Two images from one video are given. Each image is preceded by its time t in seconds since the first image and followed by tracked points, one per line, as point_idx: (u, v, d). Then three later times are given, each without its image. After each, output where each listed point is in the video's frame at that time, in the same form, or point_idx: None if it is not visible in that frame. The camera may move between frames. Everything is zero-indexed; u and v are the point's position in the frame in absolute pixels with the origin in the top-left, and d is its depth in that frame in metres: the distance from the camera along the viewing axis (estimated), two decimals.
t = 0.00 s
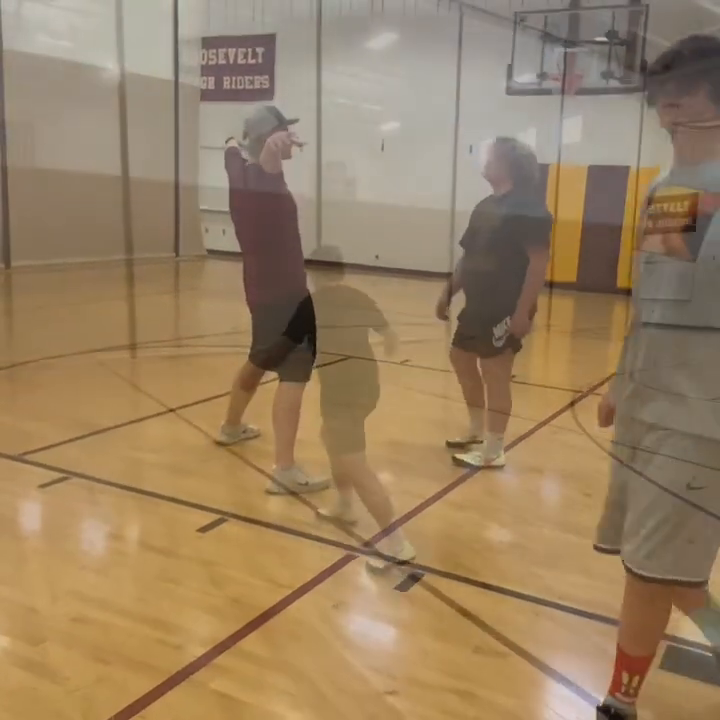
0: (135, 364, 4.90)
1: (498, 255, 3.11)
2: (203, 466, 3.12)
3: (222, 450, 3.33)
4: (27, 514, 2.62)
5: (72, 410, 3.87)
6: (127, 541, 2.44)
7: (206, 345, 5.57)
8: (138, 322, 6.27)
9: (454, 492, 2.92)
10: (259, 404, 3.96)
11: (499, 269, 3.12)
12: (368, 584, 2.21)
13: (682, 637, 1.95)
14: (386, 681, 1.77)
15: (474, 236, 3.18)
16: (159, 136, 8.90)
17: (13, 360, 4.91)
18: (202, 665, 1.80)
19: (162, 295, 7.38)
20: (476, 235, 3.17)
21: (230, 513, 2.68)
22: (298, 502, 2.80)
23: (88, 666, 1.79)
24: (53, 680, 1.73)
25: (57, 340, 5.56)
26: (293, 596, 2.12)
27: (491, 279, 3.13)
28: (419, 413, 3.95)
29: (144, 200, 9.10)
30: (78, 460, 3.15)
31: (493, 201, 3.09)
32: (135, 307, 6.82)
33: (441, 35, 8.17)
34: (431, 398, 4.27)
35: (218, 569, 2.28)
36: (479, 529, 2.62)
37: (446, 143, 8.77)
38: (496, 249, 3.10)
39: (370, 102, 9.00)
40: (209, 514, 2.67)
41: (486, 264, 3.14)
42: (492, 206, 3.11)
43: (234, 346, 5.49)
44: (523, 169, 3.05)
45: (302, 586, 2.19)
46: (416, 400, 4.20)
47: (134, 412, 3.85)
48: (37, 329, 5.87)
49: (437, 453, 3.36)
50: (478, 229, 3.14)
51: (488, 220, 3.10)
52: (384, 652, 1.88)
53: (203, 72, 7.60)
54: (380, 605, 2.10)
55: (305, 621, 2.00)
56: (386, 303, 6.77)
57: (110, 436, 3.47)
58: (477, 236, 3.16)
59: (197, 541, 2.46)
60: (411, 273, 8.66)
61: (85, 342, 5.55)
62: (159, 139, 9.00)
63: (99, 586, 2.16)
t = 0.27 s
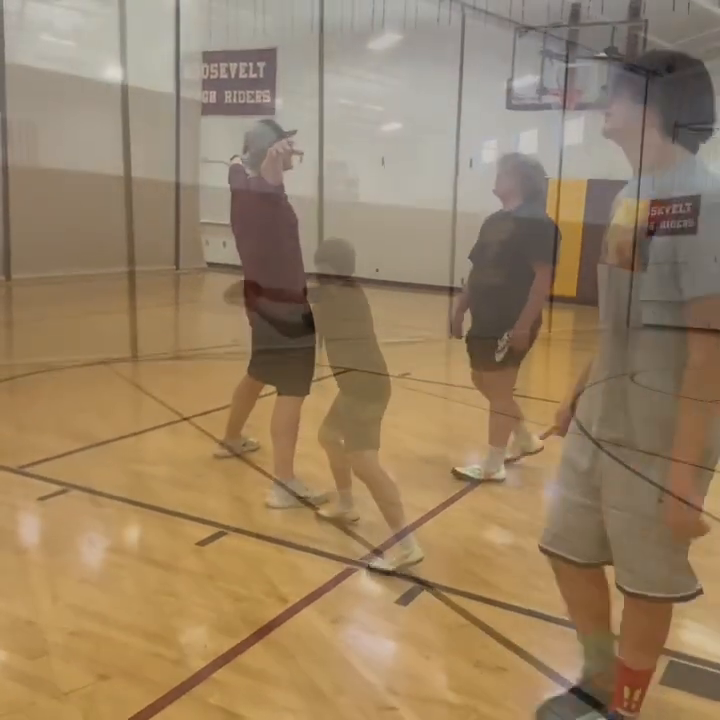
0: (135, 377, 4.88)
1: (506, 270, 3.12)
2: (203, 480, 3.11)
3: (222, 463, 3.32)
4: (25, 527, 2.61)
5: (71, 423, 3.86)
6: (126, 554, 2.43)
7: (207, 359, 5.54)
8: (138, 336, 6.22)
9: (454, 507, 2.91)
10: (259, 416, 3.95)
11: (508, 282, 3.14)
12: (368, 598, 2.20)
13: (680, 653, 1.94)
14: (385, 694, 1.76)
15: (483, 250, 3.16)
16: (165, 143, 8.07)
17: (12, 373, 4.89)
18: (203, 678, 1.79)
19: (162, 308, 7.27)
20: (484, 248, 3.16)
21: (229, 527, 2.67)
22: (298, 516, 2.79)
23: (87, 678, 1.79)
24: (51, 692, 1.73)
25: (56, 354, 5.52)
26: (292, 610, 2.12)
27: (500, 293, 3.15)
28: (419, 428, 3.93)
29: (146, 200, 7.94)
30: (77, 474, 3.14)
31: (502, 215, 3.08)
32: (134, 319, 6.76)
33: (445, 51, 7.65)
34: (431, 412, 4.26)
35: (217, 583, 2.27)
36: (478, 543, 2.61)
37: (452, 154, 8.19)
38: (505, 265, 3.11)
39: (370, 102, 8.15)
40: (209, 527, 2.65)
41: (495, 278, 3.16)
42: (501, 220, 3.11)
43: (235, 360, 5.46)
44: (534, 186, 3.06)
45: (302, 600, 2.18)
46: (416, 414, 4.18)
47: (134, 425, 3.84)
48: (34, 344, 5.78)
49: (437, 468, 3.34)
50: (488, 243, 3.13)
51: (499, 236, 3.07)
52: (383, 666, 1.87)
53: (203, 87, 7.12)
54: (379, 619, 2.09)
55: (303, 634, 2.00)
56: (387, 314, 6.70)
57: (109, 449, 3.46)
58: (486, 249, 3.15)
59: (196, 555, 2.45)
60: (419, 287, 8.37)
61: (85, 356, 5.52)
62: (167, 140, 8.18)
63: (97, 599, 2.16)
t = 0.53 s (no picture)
0: (137, 384, 4.88)
1: (514, 275, 3.22)
2: (204, 487, 3.11)
3: (222, 470, 3.33)
4: (26, 533, 2.61)
5: (72, 429, 3.86)
6: (127, 561, 2.43)
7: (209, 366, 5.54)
8: (139, 343, 6.21)
9: (454, 514, 2.91)
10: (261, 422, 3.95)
11: (515, 287, 3.22)
12: (368, 606, 2.19)
13: (680, 662, 1.93)
14: (384, 701, 1.76)
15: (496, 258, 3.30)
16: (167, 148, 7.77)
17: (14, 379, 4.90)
18: (203, 685, 1.79)
19: (163, 315, 7.25)
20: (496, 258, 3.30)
21: (230, 534, 2.67)
22: (298, 524, 2.79)
23: (86, 683, 1.79)
24: (51, 697, 1.73)
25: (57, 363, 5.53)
26: (293, 617, 2.11)
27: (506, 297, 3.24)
28: (420, 436, 3.93)
29: (150, 203, 7.61)
30: (78, 480, 3.14)
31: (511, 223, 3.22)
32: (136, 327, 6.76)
33: (446, 56, 7.52)
34: (431, 420, 4.25)
35: (217, 588, 2.27)
36: (479, 549, 2.60)
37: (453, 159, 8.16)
38: (512, 271, 3.22)
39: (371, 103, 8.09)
40: (210, 534, 2.65)
41: (504, 284, 3.25)
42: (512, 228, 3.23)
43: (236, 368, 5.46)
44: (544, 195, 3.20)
45: (303, 607, 2.18)
46: (418, 422, 4.18)
47: (135, 432, 3.84)
48: (35, 351, 5.75)
49: (439, 476, 3.34)
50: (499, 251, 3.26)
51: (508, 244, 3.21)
52: (382, 673, 1.87)
53: (206, 95, 7.04)
54: (379, 626, 2.09)
55: (303, 640, 2.00)
56: (389, 320, 6.67)
57: (111, 455, 3.46)
58: (498, 258, 3.28)
59: (196, 561, 2.45)
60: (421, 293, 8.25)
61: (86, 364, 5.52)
62: (168, 139, 7.85)
63: (97, 604, 2.16)
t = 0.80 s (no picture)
0: (138, 386, 4.88)
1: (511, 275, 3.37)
2: (205, 489, 3.11)
3: (223, 472, 3.32)
4: (27, 534, 2.61)
5: (74, 431, 3.86)
6: (128, 562, 2.44)
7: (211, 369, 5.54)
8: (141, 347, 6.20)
9: (456, 518, 2.90)
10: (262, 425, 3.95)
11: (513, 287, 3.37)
12: (369, 609, 2.19)
13: (681, 668, 1.92)
14: (384, 705, 1.76)
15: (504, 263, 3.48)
16: (170, 153, 7.59)
17: (15, 381, 4.89)
18: (203, 688, 1.79)
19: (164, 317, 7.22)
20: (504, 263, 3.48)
21: (231, 537, 2.67)
22: (299, 526, 2.79)
23: (87, 684, 1.79)
24: (51, 696, 1.74)
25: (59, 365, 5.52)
26: (294, 620, 2.11)
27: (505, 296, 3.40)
28: (421, 439, 3.93)
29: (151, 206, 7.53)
30: (79, 481, 3.14)
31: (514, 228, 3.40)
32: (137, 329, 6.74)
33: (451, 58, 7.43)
34: (432, 423, 4.25)
35: (217, 590, 2.27)
36: (480, 552, 2.60)
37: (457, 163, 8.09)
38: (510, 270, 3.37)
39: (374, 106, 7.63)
40: (210, 536, 2.66)
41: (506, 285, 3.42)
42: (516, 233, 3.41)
43: (238, 370, 5.45)
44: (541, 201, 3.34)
45: (304, 610, 2.17)
46: (419, 426, 4.18)
47: (137, 434, 3.84)
48: (35, 352, 5.75)
49: (440, 479, 3.34)
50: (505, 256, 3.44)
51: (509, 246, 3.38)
52: (382, 677, 1.86)
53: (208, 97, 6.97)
54: (379, 630, 2.08)
55: (303, 644, 1.99)
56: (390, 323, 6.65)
57: (112, 456, 3.46)
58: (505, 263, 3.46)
59: (196, 562, 2.45)
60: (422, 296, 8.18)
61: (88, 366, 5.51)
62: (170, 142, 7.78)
63: (98, 605, 2.17)
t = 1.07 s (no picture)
0: (140, 386, 4.89)
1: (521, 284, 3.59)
2: (206, 490, 3.12)
3: (224, 473, 3.33)
4: (29, 533, 2.63)
5: (75, 430, 3.87)
6: (130, 562, 2.45)
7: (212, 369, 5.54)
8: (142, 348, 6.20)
9: (455, 520, 2.91)
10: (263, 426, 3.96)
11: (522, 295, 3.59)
12: (369, 611, 2.20)
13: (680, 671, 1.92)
14: (384, 705, 1.76)
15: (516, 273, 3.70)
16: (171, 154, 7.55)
17: (18, 380, 4.90)
18: (203, 688, 1.79)
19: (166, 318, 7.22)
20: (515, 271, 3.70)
21: (232, 537, 2.68)
22: (300, 527, 2.80)
23: (90, 684, 1.80)
24: (54, 696, 1.74)
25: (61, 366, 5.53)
26: (294, 622, 2.11)
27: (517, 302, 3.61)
28: (422, 442, 3.94)
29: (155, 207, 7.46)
30: (81, 481, 3.15)
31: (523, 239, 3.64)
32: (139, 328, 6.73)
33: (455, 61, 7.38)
34: (433, 426, 4.26)
35: (218, 591, 2.28)
36: (479, 554, 2.61)
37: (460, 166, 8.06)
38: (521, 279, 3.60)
39: (375, 108, 7.64)
40: (212, 537, 2.67)
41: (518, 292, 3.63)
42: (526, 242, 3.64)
43: (239, 371, 5.46)
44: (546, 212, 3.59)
45: (305, 611, 2.18)
46: (419, 429, 4.18)
47: (138, 434, 3.86)
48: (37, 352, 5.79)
49: (440, 482, 3.35)
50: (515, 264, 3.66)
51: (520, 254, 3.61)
52: (382, 678, 1.87)
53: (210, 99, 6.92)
54: (379, 631, 2.09)
55: (303, 645, 2.00)
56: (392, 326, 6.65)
57: (114, 456, 3.48)
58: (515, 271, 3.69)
59: (197, 563, 2.46)
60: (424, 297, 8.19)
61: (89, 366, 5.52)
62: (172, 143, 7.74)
63: (99, 606, 2.17)
